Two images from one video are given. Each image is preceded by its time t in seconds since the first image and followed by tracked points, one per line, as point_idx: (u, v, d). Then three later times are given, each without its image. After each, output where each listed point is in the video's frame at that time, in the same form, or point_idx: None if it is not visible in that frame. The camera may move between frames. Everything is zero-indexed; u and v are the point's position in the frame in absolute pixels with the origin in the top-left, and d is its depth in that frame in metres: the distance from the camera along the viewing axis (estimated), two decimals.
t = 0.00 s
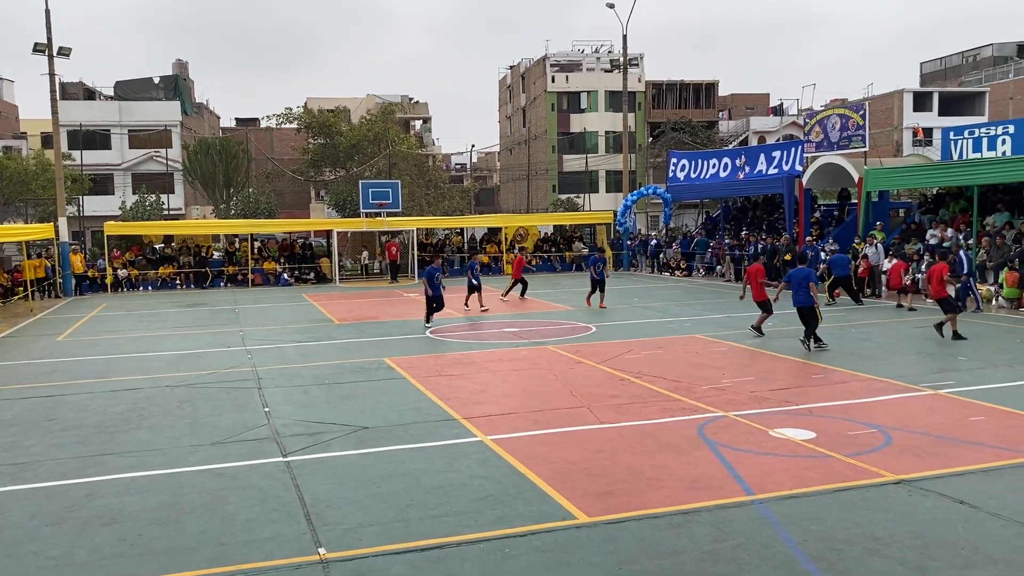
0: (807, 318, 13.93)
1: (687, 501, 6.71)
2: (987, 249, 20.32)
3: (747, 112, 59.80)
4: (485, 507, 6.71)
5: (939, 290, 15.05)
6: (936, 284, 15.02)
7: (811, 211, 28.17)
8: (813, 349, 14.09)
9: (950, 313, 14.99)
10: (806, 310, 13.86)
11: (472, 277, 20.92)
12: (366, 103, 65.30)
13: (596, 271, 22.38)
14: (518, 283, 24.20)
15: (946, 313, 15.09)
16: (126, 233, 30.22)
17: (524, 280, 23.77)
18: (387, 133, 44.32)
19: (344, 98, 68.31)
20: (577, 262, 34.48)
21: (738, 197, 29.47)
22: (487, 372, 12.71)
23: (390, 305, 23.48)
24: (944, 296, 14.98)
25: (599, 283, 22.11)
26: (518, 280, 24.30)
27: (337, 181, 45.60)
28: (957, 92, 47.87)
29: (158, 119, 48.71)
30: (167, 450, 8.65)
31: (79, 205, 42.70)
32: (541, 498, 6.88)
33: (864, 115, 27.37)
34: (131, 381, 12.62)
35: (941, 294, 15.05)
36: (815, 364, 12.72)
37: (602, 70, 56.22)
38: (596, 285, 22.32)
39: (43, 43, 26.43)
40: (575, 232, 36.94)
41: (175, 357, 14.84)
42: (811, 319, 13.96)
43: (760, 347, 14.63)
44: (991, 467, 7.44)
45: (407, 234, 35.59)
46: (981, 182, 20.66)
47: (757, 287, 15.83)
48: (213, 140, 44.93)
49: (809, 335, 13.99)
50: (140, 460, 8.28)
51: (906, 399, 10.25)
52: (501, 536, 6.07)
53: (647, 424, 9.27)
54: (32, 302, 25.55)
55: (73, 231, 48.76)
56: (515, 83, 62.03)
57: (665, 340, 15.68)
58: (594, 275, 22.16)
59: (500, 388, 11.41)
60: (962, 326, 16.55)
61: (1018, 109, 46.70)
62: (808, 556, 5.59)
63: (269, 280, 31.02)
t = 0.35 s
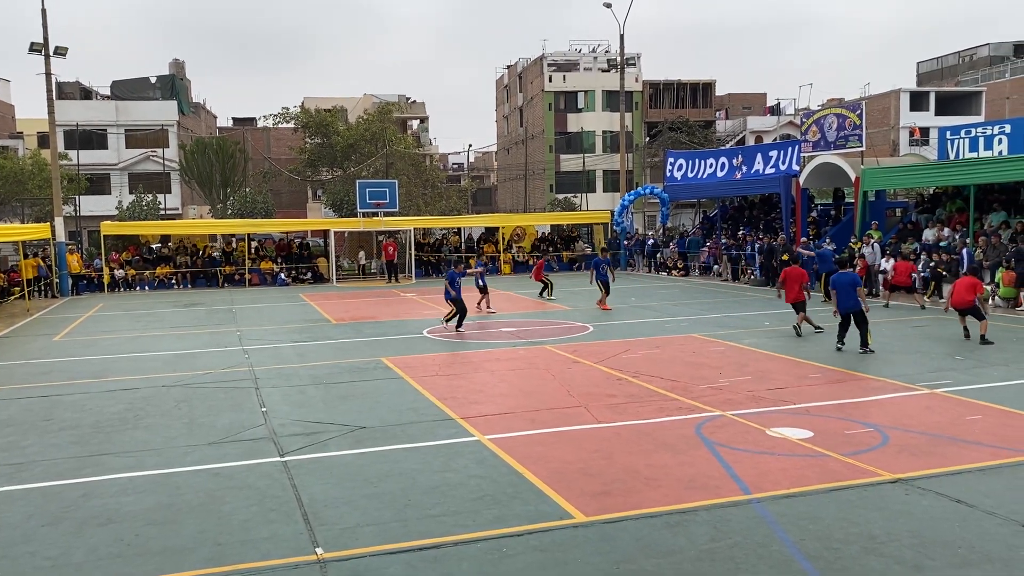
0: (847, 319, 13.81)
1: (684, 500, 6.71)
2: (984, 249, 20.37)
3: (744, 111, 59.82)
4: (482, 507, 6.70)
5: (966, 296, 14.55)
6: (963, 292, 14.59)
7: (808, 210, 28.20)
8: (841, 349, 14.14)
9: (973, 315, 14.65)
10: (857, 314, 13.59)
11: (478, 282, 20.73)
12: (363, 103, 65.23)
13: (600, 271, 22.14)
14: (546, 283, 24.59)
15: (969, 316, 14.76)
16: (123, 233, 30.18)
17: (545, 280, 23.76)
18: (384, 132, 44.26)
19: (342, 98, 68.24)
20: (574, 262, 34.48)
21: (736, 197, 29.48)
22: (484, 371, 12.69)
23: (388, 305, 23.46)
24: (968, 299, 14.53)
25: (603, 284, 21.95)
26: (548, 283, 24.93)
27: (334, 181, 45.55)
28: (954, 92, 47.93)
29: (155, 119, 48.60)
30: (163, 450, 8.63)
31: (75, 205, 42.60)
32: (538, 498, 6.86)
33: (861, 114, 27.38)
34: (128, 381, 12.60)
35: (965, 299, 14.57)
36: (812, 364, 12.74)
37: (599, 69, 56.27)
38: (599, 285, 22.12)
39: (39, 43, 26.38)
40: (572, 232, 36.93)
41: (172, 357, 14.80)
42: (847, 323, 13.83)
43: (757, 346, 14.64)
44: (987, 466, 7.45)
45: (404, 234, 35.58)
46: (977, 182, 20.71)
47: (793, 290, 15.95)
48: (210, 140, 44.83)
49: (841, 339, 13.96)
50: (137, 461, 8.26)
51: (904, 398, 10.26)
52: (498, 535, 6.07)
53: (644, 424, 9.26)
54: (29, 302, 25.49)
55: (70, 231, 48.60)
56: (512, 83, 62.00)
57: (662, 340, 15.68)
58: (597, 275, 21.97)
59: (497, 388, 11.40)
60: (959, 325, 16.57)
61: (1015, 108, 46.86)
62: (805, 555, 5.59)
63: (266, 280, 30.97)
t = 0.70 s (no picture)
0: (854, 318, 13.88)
1: (682, 500, 6.72)
2: (981, 248, 20.35)
3: (741, 111, 59.86)
4: (480, 507, 6.70)
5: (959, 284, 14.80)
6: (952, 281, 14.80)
7: (806, 210, 28.21)
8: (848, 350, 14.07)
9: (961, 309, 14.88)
10: (871, 314, 13.64)
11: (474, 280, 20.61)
12: (360, 103, 65.23)
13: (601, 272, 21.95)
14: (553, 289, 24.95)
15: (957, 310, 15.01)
16: (121, 233, 30.19)
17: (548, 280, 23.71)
18: (382, 132, 44.25)
19: (340, 98, 68.23)
20: (573, 262, 34.47)
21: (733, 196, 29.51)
22: (482, 371, 12.70)
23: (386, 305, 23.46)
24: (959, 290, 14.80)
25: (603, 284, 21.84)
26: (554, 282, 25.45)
27: (332, 181, 45.56)
28: (951, 92, 47.99)
29: (153, 119, 48.56)
30: (161, 449, 8.63)
31: (73, 205, 42.59)
32: (537, 498, 6.87)
33: (858, 114, 27.40)
34: (126, 381, 12.60)
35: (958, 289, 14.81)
36: (810, 363, 12.75)
37: (597, 69, 56.40)
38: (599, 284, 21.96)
39: (37, 43, 26.35)
40: (570, 232, 36.94)
41: (170, 357, 14.81)
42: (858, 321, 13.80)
43: (756, 346, 14.65)
44: (985, 466, 7.45)
45: (403, 234, 35.60)
46: (974, 182, 20.71)
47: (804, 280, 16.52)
48: (208, 140, 44.79)
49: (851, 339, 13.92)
50: (134, 461, 8.27)
51: (902, 397, 10.27)
52: (495, 535, 6.07)
53: (643, 423, 9.27)
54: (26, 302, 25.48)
55: (68, 232, 48.56)
56: (510, 83, 62.01)
57: (660, 339, 15.70)
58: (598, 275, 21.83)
59: (495, 388, 11.40)
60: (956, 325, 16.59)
61: (1012, 108, 46.94)
62: (803, 554, 5.60)
63: (264, 280, 30.95)
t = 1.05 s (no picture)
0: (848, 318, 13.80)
1: (682, 500, 6.72)
2: (980, 248, 20.36)
3: (740, 111, 59.87)
4: (480, 507, 6.70)
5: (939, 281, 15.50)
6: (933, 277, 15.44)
7: (806, 210, 28.21)
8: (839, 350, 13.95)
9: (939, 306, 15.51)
10: (865, 315, 13.54)
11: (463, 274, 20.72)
12: (360, 102, 65.25)
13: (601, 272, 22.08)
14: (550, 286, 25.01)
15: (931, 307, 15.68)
16: (120, 233, 30.21)
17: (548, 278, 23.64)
18: (381, 132, 44.25)
19: (339, 98, 68.24)
20: (572, 262, 34.46)
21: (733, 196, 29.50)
22: (482, 371, 12.68)
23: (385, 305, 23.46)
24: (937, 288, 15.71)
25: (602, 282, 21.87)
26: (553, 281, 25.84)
27: (331, 181, 45.56)
28: (950, 92, 48.00)
29: (152, 119, 48.54)
30: (161, 450, 8.62)
31: (73, 204, 42.61)
32: (537, 498, 6.87)
33: (858, 113, 27.37)
34: (125, 380, 12.61)
35: (940, 288, 15.61)
36: (809, 363, 12.76)
37: (596, 69, 56.44)
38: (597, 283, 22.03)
39: (36, 43, 26.32)
40: (570, 231, 36.94)
41: (170, 357, 14.81)
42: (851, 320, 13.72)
43: (755, 345, 14.65)
44: (984, 466, 7.46)
45: (402, 234, 35.60)
46: (973, 181, 20.71)
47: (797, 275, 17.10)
48: (207, 140, 44.76)
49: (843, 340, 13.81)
50: (134, 461, 8.27)
51: (901, 397, 10.27)
52: (495, 536, 6.07)
53: (643, 423, 9.27)
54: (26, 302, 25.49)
55: (67, 231, 48.58)
56: (510, 82, 62.03)
57: (659, 339, 15.71)
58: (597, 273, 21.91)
59: (494, 388, 11.39)
60: (956, 325, 16.62)
61: (1011, 108, 46.99)
62: (802, 554, 5.60)
63: (263, 280, 30.93)
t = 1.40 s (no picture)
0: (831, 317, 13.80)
1: (682, 499, 6.72)
2: (980, 248, 20.34)
3: (740, 110, 59.86)
4: (479, 506, 6.69)
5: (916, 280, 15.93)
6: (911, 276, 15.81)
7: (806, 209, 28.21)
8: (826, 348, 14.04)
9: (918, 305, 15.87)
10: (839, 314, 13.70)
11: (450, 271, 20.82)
12: (359, 102, 65.27)
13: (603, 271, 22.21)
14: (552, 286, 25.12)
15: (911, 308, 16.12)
16: (120, 232, 30.22)
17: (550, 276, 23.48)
18: (381, 131, 44.25)
19: (339, 97, 68.25)
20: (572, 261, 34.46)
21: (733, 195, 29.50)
22: (481, 370, 12.67)
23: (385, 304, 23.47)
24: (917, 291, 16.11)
25: (604, 281, 21.95)
26: (559, 278, 26.17)
27: (331, 180, 45.53)
28: (950, 91, 48.01)
29: (152, 118, 48.51)
30: (160, 449, 8.61)
31: (72, 203, 42.59)
32: (536, 498, 6.86)
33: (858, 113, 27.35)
34: (125, 380, 12.60)
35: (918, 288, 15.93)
36: (809, 362, 12.74)
37: (596, 68, 56.45)
38: (600, 282, 22.13)
39: (35, 42, 26.31)
40: (570, 231, 36.93)
41: (169, 356, 14.80)
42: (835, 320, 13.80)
43: (755, 345, 14.64)
44: (984, 465, 7.45)
45: (402, 233, 35.59)
46: (973, 181, 20.70)
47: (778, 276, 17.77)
48: (207, 139, 44.72)
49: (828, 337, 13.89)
50: (133, 460, 8.26)
51: (901, 397, 10.27)
52: (495, 535, 6.06)
53: (642, 423, 9.26)
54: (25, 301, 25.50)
55: (67, 231, 48.57)
56: (509, 82, 62.03)
57: (659, 339, 15.70)
58: (600, 272, 22.02)
59: (494, 388, 11.39)
60: (955, 324, 16.62)
61: (1011, 108, 46.95)
62: (802, 554, 5.60)
63: (263, 279, 30.92)
